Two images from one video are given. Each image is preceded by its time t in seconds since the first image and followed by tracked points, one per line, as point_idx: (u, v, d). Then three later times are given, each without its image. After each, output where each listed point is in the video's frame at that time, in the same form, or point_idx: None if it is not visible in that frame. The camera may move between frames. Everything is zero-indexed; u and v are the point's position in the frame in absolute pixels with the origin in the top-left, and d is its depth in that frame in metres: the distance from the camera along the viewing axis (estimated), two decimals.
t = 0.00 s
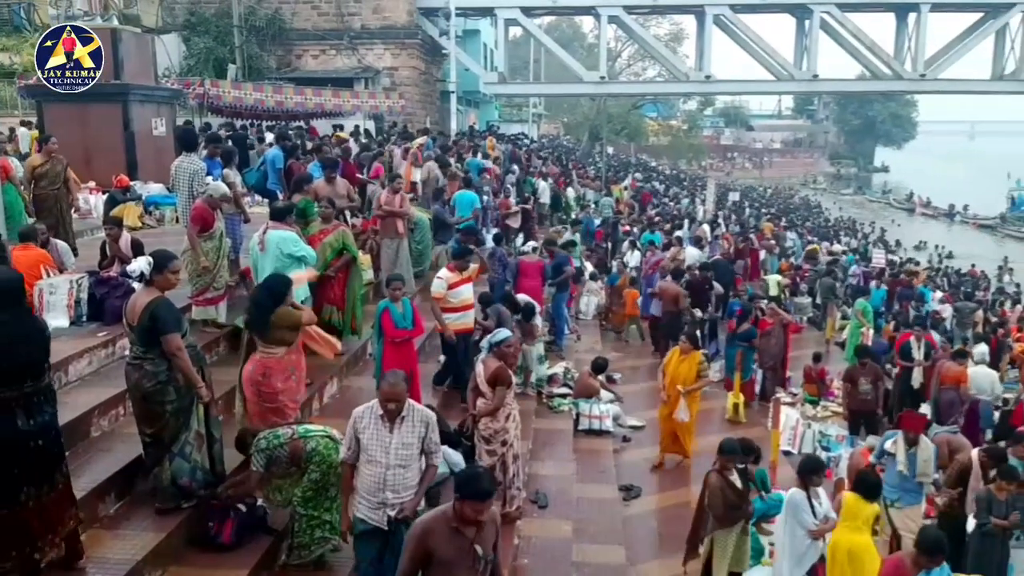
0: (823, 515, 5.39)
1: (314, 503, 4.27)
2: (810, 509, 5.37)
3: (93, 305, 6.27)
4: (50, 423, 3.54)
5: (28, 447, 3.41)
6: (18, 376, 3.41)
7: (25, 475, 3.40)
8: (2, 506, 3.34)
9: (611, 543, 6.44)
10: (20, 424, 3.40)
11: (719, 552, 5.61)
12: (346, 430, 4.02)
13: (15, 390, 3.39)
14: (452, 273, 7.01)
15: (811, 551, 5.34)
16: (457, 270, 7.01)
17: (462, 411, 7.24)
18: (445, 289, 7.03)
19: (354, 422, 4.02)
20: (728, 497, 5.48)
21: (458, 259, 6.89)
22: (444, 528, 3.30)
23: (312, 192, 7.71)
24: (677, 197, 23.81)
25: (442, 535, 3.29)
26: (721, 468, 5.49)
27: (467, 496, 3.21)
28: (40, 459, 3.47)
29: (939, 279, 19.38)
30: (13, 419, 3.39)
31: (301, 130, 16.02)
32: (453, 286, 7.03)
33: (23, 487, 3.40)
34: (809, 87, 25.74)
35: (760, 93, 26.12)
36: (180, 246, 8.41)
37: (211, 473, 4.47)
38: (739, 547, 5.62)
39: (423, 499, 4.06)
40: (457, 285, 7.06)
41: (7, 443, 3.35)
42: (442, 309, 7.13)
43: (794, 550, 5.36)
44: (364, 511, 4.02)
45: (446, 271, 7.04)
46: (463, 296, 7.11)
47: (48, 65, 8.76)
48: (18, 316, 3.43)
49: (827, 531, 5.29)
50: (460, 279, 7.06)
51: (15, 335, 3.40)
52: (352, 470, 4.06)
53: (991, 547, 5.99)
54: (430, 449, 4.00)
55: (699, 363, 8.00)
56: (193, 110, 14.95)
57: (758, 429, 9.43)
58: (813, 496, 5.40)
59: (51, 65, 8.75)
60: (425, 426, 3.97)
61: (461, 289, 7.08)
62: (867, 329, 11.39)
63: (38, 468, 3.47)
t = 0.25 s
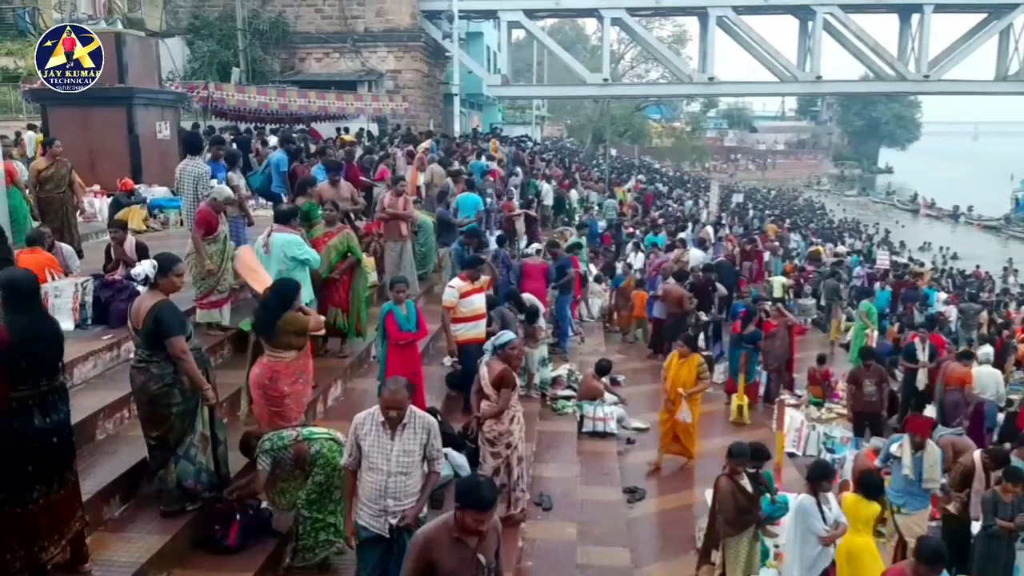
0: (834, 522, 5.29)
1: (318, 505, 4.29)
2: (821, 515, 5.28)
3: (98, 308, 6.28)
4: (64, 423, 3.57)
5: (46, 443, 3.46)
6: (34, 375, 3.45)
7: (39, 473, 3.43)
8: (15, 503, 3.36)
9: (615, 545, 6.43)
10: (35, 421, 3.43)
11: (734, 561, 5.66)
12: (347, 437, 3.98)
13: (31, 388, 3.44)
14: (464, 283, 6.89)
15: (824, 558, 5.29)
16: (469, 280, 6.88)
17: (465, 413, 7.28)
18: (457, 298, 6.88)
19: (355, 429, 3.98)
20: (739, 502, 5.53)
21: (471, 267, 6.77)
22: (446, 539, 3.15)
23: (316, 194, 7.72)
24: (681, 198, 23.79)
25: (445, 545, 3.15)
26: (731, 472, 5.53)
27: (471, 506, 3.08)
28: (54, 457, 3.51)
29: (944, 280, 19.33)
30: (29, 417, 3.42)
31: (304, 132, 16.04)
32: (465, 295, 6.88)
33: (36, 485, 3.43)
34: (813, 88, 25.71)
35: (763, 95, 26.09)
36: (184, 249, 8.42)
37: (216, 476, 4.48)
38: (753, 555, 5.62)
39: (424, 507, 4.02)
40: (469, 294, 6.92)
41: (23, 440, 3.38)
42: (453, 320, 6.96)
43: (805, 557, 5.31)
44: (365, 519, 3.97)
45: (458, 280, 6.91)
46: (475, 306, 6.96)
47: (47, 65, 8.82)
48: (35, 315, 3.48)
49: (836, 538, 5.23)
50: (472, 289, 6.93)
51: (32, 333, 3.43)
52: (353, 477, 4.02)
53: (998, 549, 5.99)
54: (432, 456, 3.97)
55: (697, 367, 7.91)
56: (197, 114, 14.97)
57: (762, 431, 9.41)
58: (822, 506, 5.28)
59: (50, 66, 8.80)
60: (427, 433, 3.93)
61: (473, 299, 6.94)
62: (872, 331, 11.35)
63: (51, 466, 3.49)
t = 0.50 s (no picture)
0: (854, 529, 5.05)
1: (323, 505, 4.29)
2: (839, 523, 5.04)
3: (103, 309, 6.32)
4: (90, 411, 3.69)
5: (77, 434, 3.59)
6: (66, 367, 3.56)
7: (73, 461, 3.57)
8: (52, 492, 3.50)
9: (621, 542, 6.43)
10: (67, 412, 3.55)
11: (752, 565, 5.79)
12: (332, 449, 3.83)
13: (64, 378, 3.55)
14: (485, 288, 7.04)
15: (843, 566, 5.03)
16: (490, 285, 7.04)
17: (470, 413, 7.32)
18: (479, 303, 7.04)
19: (339, 441, 3.83)
20: (754, 506, 5.70)
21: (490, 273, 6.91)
22: (432, 560, 3.04)
23: (318, 194, 7.73)
24: (684, 196, 23.76)
25: (431, 568, 3.04)
26: (745, 475, 5.67)
27: (459, 524, 2.96)
28: (85, 446, 3.64)
29: (948, 275, 19.28)
30: (63, 408, 3.54)
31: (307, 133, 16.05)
32: (487, 300, 7.04)
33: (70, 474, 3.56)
34: (815, 84, 25.66)
35: (766, 91, 26.04)
36: (189, 250, 8.44)
37: (221, 475, 4.49)
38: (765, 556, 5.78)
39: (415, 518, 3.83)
40: (490, 299, 7.09)
41: (58, 431, 3.51)
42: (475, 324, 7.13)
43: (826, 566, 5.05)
44: (356, 536, 3.81)
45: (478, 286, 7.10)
46: (496, 310, 7.13)
47: (47, 65, 8.84)
48: (64, 309, 3.58)
49: (855, 546, 4.97)
50: (493, 294, 7.09)
51: (60, 327, 3.53)
52: (341, 492, 3.86)
53: (1004, 543, 5.99)
54: (419, 463, 3.80)
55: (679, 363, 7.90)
56: (200, 115, 14.98)
57: (767, 427, 9.40)
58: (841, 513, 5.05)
59: (51, 66, 8.81)
60: (412, 439, 3.76)
61: (494, 303, 7.11)
62: (876, 326, 11.33)
63: (83, 454, 3.63)
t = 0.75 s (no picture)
0: (859, 534, 5.05)
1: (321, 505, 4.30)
2: (842, 529, 5.05)
3: (101, 308, 6.32)
4: (93, 409, 3.68)
5: (77, 432, 3.57)
6: (68, 365, 3.54)
7: (73, 459, 3.56)
8: (51, 489, 3.51)
9: (619, 541, 6.44)
10: (69, 411, 3.55)
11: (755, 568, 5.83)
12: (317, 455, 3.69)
13: (67, 376, 3.54)
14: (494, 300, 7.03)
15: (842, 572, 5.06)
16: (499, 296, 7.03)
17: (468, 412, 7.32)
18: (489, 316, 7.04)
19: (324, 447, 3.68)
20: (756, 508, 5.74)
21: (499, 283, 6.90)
22: (428, 567, 3.04)
23: (317, 193, 7.72)
24: (682, 194, 23.77)
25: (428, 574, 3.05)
26: (748, 478, 5.74)
27: (457, 530, 2.97)
28: (89, 444, 3.63)
29: (946, 274, 19.29)
30: (63, 407, 3.53)
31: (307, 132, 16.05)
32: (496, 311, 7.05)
33: (71, 471, 3.56)
34: (814, 83, 25.66)
35: (765, 90, 26.04)
36: (187, 249, 8.44)
37: (219, 475, 4.49)
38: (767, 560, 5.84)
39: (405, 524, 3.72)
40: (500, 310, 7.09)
41: (60, 429, 3.51)
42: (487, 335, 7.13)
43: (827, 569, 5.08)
44: (343, 544, 3.67)
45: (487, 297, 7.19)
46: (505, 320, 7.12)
47: (47, 65, 8.81)
48: (68, 307, 3.58)
49: (857, 552, 4.97)
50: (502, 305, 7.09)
51: (63, 325, 3.52)
52: (327, 499, 3.71)
53: (1002, 543, 5.99)
54: (407, 468, 3.66)
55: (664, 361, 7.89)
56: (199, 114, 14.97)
57: (766, 427, 9.40)
58: (847, 518, 5.06)
59: (51, 65, 8.79)
60: (399, 444, 3.63)
61: (503, 314, 7.10)
62: (875, 325, 11.33)
63: (87, 452, 3.62)
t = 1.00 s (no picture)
0: (869, 542, 4.91)
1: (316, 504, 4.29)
2: (850, 535, 4.91)
3: (95, 306, 6.28)
4: (85, 408, 3.66)
5: (69, 432, 3.56)
6: (61, 365, 3.53)
7: (67, 458, 3.56)
8: (47, 488, 3.51)
9: (613, 539, 6.45)
10: (62, 410, 3.53)
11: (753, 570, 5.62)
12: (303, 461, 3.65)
13: (61, 376, 3.53)
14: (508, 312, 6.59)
15: None
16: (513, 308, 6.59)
17: (463, 410, 7.32)
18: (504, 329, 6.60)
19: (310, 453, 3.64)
20: (756, 511, 5.44)
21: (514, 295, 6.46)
22: (431, 570, 3.00)
23: (312, 191, 7.71)
24: (677, 194, 23.77)
25: None
26: (747, 480, 5.40)
27: (463, 531, 2.92)
28: (81, 442, 3.62)
29: (940, 273, 19.34)
30: (55, 406, 3.51)
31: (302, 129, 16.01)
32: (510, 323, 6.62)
33: (64, 470, 3.55)
34: (809, 83, 25.71)
35: (760, 89, 26.07)
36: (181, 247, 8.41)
37: (213, 473, 4.48)
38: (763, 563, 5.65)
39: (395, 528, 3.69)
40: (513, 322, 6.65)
41: (52, 428, 3.49)
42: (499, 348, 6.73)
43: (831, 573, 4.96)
44: (333, 549, 3.66)
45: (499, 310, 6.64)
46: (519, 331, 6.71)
47: (47, 65, 8.78)
48: (64, 306, 3.57)
49: (866, 560, 4.84)
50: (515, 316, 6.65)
51: (57, 324, 3.51)
52: (315, 504, 3.69)
53: (996, 541, 6.02)
54: (396, 471, 3.62)
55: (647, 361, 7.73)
56: (193, 111, 14.92)
57: (760, 425, 9.42)
58: (854, 524, 4.92)
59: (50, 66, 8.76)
60: (387, 449, 3.58)
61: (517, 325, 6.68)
62: (869, 325, 11.35)
63: (79, 450, 3.62)
